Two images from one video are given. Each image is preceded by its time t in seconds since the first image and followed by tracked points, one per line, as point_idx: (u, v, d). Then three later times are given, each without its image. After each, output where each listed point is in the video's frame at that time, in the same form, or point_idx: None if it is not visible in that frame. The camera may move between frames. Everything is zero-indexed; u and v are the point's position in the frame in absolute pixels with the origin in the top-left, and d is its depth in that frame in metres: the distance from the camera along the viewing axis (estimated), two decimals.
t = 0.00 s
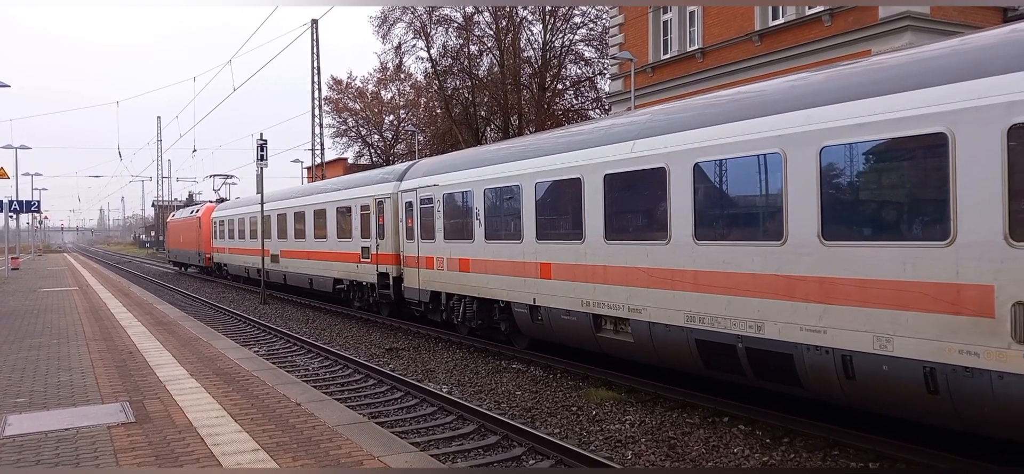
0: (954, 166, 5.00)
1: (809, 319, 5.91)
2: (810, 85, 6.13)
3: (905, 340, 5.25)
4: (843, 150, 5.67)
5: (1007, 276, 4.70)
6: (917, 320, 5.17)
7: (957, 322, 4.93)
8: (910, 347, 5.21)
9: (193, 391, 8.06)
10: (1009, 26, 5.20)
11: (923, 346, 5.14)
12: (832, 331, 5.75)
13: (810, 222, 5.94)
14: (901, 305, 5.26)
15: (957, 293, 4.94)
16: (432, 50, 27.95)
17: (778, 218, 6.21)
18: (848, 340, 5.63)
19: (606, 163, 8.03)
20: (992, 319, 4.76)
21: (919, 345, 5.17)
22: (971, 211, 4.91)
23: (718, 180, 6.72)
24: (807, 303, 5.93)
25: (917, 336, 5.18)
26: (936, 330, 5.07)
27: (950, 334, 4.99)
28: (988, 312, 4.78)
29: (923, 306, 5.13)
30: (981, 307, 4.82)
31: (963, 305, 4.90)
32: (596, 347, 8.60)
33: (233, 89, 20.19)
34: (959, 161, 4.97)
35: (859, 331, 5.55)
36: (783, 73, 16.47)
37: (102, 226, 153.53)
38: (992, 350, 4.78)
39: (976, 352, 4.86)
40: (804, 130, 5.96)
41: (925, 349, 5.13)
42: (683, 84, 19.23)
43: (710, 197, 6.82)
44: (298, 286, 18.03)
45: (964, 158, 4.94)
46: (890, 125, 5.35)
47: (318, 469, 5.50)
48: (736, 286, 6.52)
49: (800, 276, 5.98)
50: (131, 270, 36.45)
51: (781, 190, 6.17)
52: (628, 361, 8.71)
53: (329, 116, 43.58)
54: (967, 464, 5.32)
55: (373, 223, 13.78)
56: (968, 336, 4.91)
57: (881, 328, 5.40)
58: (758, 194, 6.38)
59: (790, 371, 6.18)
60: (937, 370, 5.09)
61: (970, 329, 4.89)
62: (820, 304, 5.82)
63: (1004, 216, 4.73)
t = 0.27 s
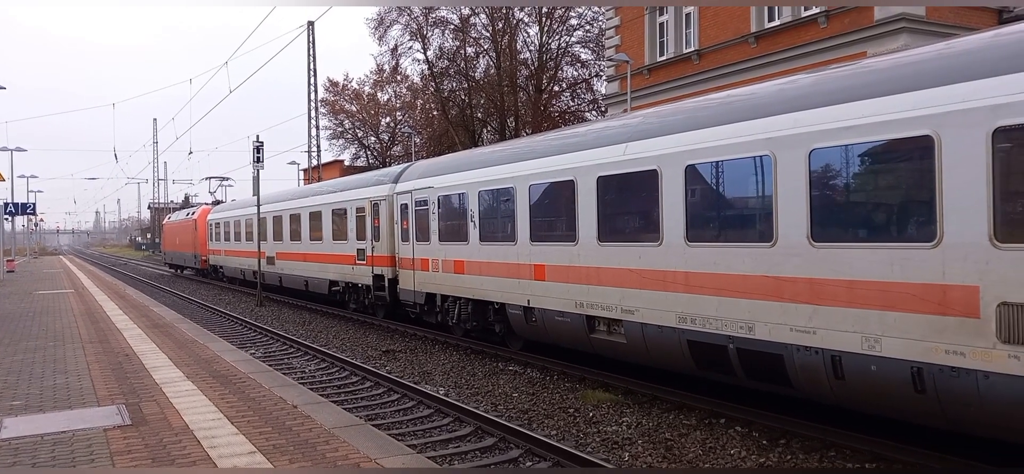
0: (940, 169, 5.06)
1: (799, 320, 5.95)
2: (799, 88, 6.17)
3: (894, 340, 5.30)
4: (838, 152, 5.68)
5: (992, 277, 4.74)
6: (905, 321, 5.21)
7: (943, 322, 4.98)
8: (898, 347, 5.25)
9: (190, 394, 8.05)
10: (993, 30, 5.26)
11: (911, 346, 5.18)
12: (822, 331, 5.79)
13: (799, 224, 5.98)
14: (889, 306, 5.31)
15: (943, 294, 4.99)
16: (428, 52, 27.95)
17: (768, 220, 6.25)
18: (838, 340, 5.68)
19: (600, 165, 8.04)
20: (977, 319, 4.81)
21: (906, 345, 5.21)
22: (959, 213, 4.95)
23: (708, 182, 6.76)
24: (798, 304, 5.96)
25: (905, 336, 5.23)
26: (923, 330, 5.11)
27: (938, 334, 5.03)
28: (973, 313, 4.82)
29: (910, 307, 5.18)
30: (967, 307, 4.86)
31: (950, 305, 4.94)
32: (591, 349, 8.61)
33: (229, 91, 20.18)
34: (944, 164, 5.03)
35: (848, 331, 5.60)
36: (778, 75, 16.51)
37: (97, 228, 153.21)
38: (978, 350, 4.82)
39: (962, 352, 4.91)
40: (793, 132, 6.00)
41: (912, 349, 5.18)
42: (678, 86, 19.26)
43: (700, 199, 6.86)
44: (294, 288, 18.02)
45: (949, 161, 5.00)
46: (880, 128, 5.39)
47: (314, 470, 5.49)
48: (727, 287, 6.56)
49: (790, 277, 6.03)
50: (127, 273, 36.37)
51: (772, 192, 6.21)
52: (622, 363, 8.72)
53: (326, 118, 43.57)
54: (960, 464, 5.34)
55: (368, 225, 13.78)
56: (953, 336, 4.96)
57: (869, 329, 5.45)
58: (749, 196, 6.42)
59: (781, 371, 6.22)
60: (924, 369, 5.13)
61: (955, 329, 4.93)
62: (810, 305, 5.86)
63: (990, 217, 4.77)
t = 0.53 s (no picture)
0: (932, 170, 5.07)
1: (793, 319, 5.96)
2: (793, 90, 6.19)
3: (886, 339, 5.31)
4: (835, 153, 5.66)
5: (983, 277, 4.76)
6: (896, 320, 5.23)
7: (934, 322, 5.00)
8: (890, 347, 5.27)
9: (188, 394, 8.04)
10: (985, 33, 5.29)
11: (903, 345, 5.20)
12: (815, 331, 5.80)
13: (792, 225, 6.00)
14: (881, 306, 5.33)
15: (935, 294, 5.01)
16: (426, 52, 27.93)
17: (762, 220, 6.27)
18: (831, 339, 5.69)
19: (597, 166, 8.04)
20: (968, 319, 4.83)
21: (898, 344, 5.23)
22: (953, 213, 4.96)
23: (702, 182, 6.78)
24: (791, 304, 5.97)
25: (896, 336, 5.25)
26: (916, 330, 5.12)
27: (929, 334, 5.05)
28: (965, 312, 4.84)
29: (902, 307, 5.20)
30: (958, 307, 4.88)
31: (941, 305, 4.96)
32: (587, 349, 8.62)
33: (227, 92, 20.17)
34: (935, 164, 5.05)
35: (841, 331, 5.61)
36: (776, 76, 16.51)
37: (95, 228, 153.05)
38: (968, 349, 4.84)
39: (953, 351, 4.92)
40: (786, 134, 6.02)
41: (904, 348, 5.19)
42: (676, 87, 19.24)
43: (694, 200, 6.87)
44: (292, 288, 18.02)
45: (940, 162, 5.02)
46: (873, 129, 5.41)
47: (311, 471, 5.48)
48: (721, 287, 6.57)
49: (783, 277, 6.05)
50: (125, 273, 36.34)
51: (766, 192, 6.22)
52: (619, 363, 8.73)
53: (324, 118, 43.57)
54: (954, 464, 5.35)
55: (365, 226, 13.77)
56: (945, 336, 4.97)
57: (862, 328, 5.46)
58: (743, 196, 6.43)
59: (775, 371, 6.23)
60: (914, 368, 5.15)
61: (946, 329, 4.95)
62: (803, 305, 5.88)
63: (981, 218, 4.79)
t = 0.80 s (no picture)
0: (924, 171, 5.09)
1: (787, 321, 5.97)
2: (787, 92, 6.21)
3: (879, 340, 5.32)
4: (831, 155, 5.66)
5: (974, 278, 4.77)
6: (889, 321, 5.24)
7: (927, 323, 5.01)
8: (883, 348, 5.28)
9: (185, 396, 8.02)
10: (978, 35, 5.29)
11: (896, 346, 5.21)
12: (809, 332, 5.82)
13: (786, 227, 6.01)
14: (874, 307, 5.34)
15: (927, 295, 5.02)
16: (423, 54, 27.95)
17: (756, 222, 6.28)
18: (824, 341, 5.70)
19: (593, 167, 8.04)
20: (960, 320, 4.84)
21: (891, 345, 5.24)
22: (947, 215, 4.96)
23: (697, 184, 6.79)
24: (785, 305, 5.98)
25: (889, 337, 5.26)
26: (909, 331, 5.13)
27: (921, 334, 5.06)
28: (957, 314, 4.85)
29: (894, 308, 5.21)
30: (950, 308, 4.89)
31: (934, 307, 4.97)
32: (583, 350, 8.62)
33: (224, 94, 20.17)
34: (929, 166, 5.05)
35: (835, 332, 5.62)
36: (773, 77, 16.54)
37: (91, 230, 152.82)
38: (960, 350, 4.85)
39: (945, 352, 4.94)
40: (781, 135, 6.03)
41: (897, 349, 5.21)
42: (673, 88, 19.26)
43: (689, 201, 6.89)
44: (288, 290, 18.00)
45: (932, 164, 5.03)
46: (867, 130, 5.42)
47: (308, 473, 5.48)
48: (715, 289, 6.58)
49: (777, 278, 6.06)
50: (122, 275, 36.27)
51: (761, 193, 6.23)
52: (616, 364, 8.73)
53: (321, 119, 43.55)
54: (949, 465, 5.35)
55: (362, 227, 13.77)
56: (937, 337, 4.98)
57: (855, 329, 5.47)
58: (737, 198, 6.44)
59: (770, 372, 6.23)
60: (907, 369, 5.16)
61: (938, 330, 4.96)
62: (797, 307, 5.88)
63: (974, 219, 4.81)
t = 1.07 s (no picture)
0: (920, 171, 5.10)
1: (784, 321, 5.98)
2: (784, 92, 6.22)
3: (876, 340, 5.33)
4: (830, 154, 5.66)
5: (971, 278, 4.78)
6: (885, 321, 5.26)
7: (922, 323, 5.02)
8: (880, 347, 5.29)
9: (183, 397, 8.02)
10: (974, 36, 5.30)
11: (892, 346, 5.22)
12: (806, 332, 5.82)
13: (783, 227, 6.02)
14: (871, 307, 5.35)
15: (923, 295, 5.03)
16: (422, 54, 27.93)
17: (753, 222, 6.29)
18: (821, 340, 5.71)
19: (591, 168, 8.04)
20: (956, 320, 4.85)
21: (887, 345, 5.25)
22: (944, 215, 4.97)
23: (694, 184, 6.80)
24: (782, 305, 5.99)
25: (886, 337, 5.27)
26: (905, 331, 5.14)
27: (917, 335, 5.07)
28: (953, 313, 4.86)
29: (891, 308, 5.22)
30: (946, 308, 4.90)
31: (929, 307, 4.99)
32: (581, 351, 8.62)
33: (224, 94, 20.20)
34: (926, 166, 5.06)
35: (832, 332, 5.63)
36: (771, 78, 16.54)
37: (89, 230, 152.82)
38: (957, 350, 4.86)
39: (941, 352, 4.95)
40: (777, 136, 6.05)
41: (893, 349, 5.22)
42: (671, 89, 19.27)
43: (686, 201, 6.90)
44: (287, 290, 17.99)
45: (929, 164, 5.04)
46: (864, 131, 5.43)
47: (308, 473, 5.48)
48: (712, 289, 6.59)
49: (774, 278, 6.07)
50: (119, 275, 36.22)
51: (758, 194, 6.23)
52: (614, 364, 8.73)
53: (319, 120, 43.51)
54: (946, 464, 5.36)
55: (360, 228, 13.76)
56: (933, 336, 4.99)
57: (852, 329, 5.48)
58: (735, 198, 6.44)
59: (767, 372, 6.24)
60: (903, 369, 5.17)
61: (934, 330, 4.97)
62: (794, 307, 5.89)
63: (970, 220, 4.82)
